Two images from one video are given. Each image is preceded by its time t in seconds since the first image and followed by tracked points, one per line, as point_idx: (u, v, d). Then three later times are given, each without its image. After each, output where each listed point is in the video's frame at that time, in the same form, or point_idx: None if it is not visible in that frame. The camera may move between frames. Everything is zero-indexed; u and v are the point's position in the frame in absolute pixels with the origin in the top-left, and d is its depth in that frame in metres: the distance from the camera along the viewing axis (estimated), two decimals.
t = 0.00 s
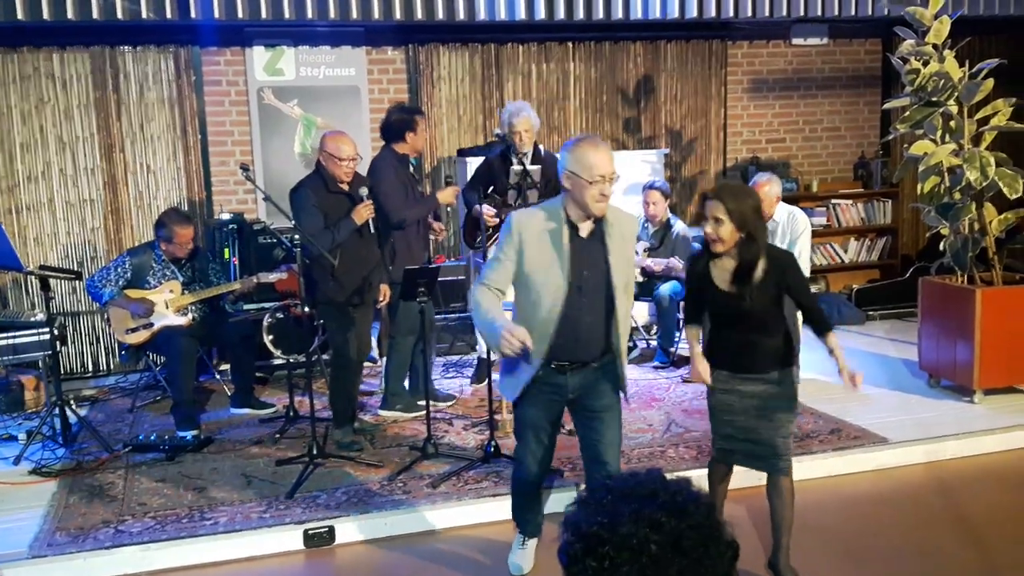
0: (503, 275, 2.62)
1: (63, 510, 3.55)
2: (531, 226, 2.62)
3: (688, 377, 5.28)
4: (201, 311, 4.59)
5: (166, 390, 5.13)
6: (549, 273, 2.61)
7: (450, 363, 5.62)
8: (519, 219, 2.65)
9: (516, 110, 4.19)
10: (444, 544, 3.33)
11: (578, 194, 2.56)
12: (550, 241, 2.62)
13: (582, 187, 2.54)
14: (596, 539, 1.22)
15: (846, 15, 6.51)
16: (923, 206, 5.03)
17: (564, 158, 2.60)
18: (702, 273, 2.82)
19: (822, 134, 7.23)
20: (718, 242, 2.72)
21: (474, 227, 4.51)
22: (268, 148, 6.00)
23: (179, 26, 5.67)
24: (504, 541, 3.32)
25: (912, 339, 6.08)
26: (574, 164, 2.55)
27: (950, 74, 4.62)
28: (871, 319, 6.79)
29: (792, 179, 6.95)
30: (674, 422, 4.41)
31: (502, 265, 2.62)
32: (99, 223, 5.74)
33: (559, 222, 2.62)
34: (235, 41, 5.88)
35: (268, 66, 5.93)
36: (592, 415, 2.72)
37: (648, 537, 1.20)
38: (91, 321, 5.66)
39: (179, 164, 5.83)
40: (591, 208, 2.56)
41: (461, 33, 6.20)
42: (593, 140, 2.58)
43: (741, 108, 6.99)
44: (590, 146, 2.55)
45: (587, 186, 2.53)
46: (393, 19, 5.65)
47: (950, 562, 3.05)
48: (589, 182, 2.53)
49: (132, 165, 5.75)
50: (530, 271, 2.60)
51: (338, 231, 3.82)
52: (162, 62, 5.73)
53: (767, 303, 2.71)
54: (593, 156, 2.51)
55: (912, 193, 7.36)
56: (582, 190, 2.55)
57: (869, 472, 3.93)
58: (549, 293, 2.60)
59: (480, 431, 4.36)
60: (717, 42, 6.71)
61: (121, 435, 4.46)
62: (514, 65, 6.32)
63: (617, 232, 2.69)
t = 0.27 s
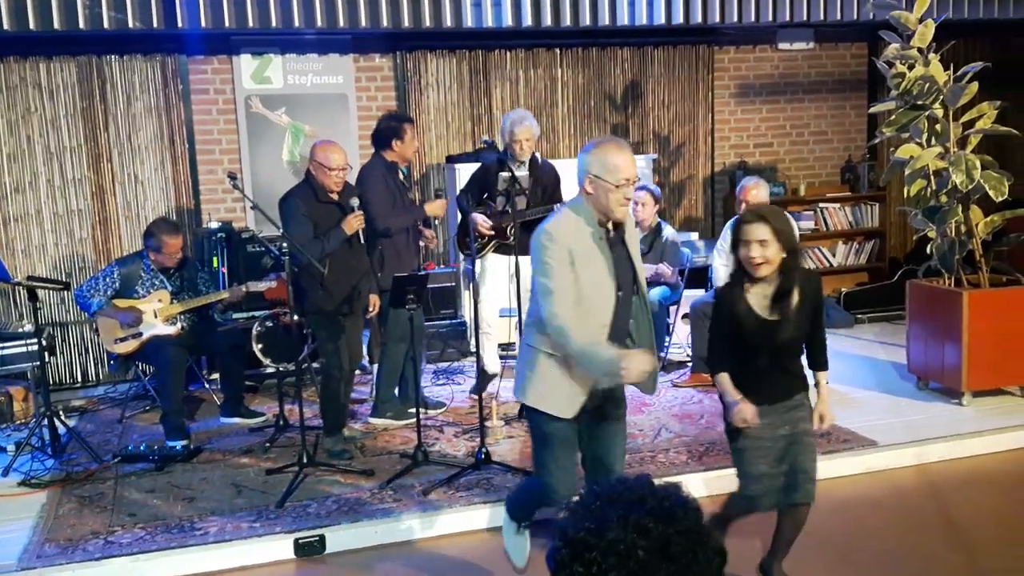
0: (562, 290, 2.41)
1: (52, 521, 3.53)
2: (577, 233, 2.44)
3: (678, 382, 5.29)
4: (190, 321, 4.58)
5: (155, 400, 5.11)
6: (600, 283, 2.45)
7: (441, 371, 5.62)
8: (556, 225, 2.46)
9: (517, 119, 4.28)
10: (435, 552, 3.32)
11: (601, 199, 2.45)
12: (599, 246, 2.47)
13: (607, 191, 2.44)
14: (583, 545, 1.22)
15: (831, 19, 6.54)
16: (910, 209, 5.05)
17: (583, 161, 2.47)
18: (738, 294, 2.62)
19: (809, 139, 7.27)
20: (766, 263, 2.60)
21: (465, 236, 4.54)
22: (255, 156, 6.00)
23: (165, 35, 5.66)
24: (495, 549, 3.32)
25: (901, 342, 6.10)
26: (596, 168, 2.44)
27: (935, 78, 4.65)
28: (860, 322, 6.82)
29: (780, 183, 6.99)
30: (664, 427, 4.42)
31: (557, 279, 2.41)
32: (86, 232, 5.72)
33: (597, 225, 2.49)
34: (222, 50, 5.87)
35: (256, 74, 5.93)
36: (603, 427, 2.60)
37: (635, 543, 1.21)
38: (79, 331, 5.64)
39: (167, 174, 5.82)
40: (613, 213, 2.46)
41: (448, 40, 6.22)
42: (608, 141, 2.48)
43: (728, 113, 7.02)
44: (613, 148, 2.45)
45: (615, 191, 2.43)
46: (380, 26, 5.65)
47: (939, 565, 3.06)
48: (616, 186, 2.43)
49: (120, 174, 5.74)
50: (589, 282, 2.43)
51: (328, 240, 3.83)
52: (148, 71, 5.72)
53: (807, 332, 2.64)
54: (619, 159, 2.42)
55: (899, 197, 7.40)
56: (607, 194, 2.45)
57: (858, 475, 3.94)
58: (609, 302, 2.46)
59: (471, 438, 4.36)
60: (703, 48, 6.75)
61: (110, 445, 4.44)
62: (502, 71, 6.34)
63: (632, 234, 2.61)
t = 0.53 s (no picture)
0: (615, 291, 2.42)
1: (52, 527, 3.53)
2: (618, 232, 2.48)
3: (678, 388, 5.30)
4: (190, 327, 4.58)
5: (155, 406, 5.11)
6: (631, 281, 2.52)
7: (441, 377, 5.62)
8: (595, 225, 2.47)
9: (517, 127, 4.26)
10: (436, 559, 3.32)
11: (629, 197, 2.51)
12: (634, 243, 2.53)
13: (636, 189, 2.50)
14: (583, 550, 1.23)
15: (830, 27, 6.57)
16: (909, 215, 5.06)
17: (607, 161, 2.52)
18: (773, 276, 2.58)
19: (808, 145, 7.29)
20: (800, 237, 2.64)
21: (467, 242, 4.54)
22: (255, 163, 6.01)
23: (166, 42, 5.68)
24: (495, 555, 3.32)
25: (900, 348, 6.11)
26: (623, 167, 2.49)
27: (933, 85, 4.67)
28: (860, 328, 6.83)
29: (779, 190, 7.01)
30: (664, 433, 4.42)
31: (598, 279, 2.43)
32: (87, 239, 5.73)
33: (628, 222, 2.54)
34: (222, 57, 5.89)
35: (256, 81, 5.95)
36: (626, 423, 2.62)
37: (636, 548, 1.22)
38: (80, 337, 5.65)
39: (167, 180, 5.83)
40: (638, 209, 2.53)
41: (447, 48, 6.24)
42: (625, 142, 2.55)
43: (727, 120, 7.03)
44: (635, 147, 2.51)
45: (644, 188, 2.49)
46: (380, 34, 5.67)
47: (939, 571, 3.06)
48: (644, 184, 2.49)
49: (120, 181, 5.75)
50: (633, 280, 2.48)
51: (327, 243, 3.85)
52: (149, 78, 5.74)
53: (832, 313, 2.68)
54: (646, 158, 2.49)
55: (898, 203, 7.42)
56: (634, 192, 2.51)
57: (858, 481, 3.95)
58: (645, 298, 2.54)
59: (471, 444, 4.37)
60: (702, 55, 6.77)
61: (110, 451, 4.44)
62: (501, 78, 6.36)
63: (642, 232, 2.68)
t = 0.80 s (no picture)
0: (627, 301, 2.30)
1: (63, 526, 3.55)
2: (640, 237, 2.35)
3: (689, 390, 5.28)
4: (201, 327, 4.60)
5: (166, 406, 5.13)
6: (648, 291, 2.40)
7: (452, 378, 5.63)
8: (621, 226, 2.36)
9: (513, 122, 4.29)
10: (445, 559, 3.32)
11: (647, 201, 2.43)
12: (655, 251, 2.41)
13: (655, 194, 2.42)
14: (597, 552, 1.23)
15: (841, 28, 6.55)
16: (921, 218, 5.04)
17: (627, 162, 2.44)
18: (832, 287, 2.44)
19: (819, 147, 7.26)
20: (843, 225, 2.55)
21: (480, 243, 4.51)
22: (267, 163, 6.03)
23: (178, 43, 5.70)
24: (505, 557, 3.32)
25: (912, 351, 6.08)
26: (642, 168, 2.42)
27: (946, 86, 4.65)
28: (871, 331, 6.80)
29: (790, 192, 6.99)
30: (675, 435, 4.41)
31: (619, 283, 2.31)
32: (99, 239, 5.75)
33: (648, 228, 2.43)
34: (234, 58, 5.91)
35: (268, 82, 5.97)
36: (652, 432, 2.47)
37: (649, 550, 1.21)
38: (91, 337, 5.67)
39: (179, 180, 5.85)
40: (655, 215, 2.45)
41: (458, 49, 6.24)
42: (645, 145, 2.48)
43: (738, 121, 7.02)
44: (656, 151, 2.45)
45: (662, 193, 2.43)
46: (391, 35, 5.68)
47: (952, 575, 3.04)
48: (663, 188, 2.43)
49: (133, 182, 5.78)
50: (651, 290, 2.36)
51: (337, 245, 3.85)
52: (161, 78, 5.76)
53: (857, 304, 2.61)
54: (665, 162, 2.42)
55: (909, 206, 7.38)
56: (653, 196, 2.43)
57: (870, 484, 3.93)
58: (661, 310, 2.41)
59: (481, 445, 4.37)
60: (713, 56, 6.76)
61: (121, 450, 4.46)
62: (512, 79, 6.36)
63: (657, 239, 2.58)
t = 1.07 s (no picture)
0: (626, 301, 2.26)
1: (62, 528, 3.54)
2: (638, 237, 2.30)
3: (688, 391, 5.28)
4: (201, 329, 4.60)
5: (165, 407, 5.12)
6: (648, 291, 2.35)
7: (450, 379, 5.63)
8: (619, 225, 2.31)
9: (496, 116, 4.38)
10: (444, 561, 3.32)
11: (647, 196, 2.37)
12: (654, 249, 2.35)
13: (654, 188, 2.37)
14: (594, 553, 1.22)
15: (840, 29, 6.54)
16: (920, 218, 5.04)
17: (623, 158, 2.38)
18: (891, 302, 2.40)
19: (818, 148, 7.26)
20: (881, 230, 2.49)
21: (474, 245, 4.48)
22: (266, 165, 6.03)
23: (177, 45, 5.69)
24: (504, 559, 3.31)
25: (911, 351, 6.08)
26: (639, 163, 2.36)
27: (945, 87, 4.65)
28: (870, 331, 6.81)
29: (789, 193, 6.99)
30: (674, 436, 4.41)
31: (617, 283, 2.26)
32: (98, 241, 5.75)
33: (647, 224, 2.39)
34: (233, 59, 5.90)
35: (266, 84, 5.96)
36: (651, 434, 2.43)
37: (646, 552, 1.21)
38: (90, 339, 5.66)
39: (177, 182, 5.85)
40: (656, 208, 2.40)
41: (457, 50, 6.24)
42: (641, 139, 2.43)
43: (737, 122, 7.02)
44: (651, 145, 2.40)
45: (660, 187, 2.37)
46: (390, 36, 5.68)
47: None
48: (661, 180, 2.38)
49: (131, 183, 5.78)
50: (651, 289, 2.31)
51: (335, 245, 3.86)
52: (160, 80, 5.76)
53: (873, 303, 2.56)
54: (661, 155, 2.37)
55: (908, 206, 7.39)
56: (653, 190, 2.38)
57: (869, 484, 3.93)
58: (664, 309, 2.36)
59: (479, 446, 4.36)
60: (712, 57, 6.76)
61: (120, 452, 4.46)
62: (511, 81, 6.36)
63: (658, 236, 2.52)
